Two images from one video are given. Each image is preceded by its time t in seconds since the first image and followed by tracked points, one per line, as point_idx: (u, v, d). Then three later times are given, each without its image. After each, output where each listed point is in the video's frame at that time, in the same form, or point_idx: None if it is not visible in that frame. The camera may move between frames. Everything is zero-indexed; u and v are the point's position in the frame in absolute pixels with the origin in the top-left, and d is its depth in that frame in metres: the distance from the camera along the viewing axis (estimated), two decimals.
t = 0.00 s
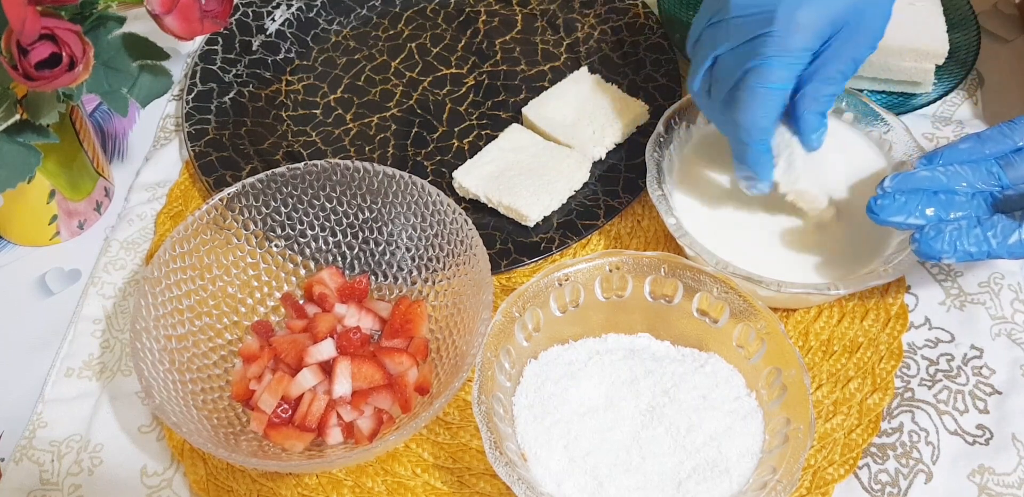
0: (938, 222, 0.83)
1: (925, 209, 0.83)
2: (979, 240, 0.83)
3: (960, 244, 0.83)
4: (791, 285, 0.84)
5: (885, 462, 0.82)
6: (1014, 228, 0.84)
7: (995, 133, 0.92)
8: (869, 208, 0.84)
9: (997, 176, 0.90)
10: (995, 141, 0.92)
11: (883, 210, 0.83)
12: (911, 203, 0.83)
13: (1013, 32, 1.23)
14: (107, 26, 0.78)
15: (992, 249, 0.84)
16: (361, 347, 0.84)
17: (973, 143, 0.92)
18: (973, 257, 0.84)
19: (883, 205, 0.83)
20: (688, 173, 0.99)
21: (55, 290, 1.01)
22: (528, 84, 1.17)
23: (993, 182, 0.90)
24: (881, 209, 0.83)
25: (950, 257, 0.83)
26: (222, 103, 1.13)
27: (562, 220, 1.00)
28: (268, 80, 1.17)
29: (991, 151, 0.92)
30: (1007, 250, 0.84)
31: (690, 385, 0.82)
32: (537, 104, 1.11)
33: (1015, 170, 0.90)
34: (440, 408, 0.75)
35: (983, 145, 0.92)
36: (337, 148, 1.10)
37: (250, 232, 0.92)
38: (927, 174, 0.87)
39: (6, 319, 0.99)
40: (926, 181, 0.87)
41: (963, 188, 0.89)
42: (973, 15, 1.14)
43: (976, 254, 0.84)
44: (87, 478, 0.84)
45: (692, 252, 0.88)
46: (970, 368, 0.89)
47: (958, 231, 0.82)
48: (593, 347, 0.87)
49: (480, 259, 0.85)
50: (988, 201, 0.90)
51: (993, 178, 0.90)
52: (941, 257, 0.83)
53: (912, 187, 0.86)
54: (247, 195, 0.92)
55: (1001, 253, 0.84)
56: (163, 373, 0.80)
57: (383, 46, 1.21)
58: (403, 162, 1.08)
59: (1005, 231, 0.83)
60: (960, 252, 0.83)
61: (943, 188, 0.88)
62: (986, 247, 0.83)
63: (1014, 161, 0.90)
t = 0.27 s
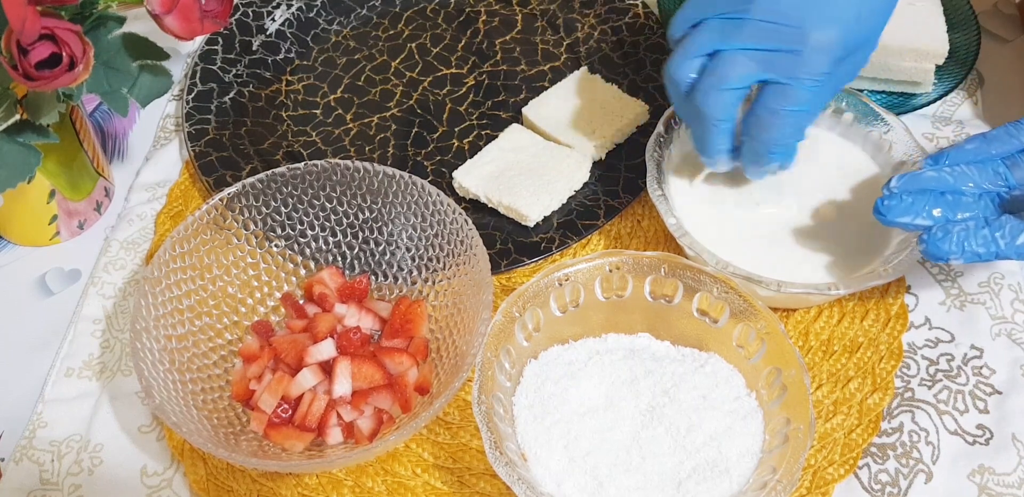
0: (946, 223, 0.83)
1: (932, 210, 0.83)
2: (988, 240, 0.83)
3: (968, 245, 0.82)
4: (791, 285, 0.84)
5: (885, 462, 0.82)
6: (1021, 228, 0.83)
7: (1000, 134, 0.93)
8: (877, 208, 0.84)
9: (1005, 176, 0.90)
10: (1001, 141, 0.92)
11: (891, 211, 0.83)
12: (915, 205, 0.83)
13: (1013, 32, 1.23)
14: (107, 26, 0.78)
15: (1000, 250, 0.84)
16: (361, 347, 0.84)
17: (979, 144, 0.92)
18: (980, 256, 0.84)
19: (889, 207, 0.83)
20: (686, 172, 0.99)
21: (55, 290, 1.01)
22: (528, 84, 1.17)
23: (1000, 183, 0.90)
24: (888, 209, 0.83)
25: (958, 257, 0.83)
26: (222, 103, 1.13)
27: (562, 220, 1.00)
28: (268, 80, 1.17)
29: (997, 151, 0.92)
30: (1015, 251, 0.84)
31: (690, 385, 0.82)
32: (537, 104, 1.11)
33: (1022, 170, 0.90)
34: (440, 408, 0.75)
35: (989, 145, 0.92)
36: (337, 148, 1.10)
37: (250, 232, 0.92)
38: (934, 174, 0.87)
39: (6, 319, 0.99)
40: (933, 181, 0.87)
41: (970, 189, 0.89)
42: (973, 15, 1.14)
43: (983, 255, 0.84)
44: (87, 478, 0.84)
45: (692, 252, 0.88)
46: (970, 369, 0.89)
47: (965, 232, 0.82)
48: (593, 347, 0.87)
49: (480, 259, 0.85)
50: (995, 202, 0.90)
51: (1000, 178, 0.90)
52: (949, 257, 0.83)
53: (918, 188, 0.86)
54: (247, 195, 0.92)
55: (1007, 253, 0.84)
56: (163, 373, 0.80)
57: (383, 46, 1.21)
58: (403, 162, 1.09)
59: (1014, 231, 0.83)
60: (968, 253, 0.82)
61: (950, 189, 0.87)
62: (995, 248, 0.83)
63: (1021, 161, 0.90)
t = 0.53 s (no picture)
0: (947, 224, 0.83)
1: (932, 213, 0.83)
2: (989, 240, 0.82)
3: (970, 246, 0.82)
4: (791, 285, 0.84)
5: (885, 462, 0.82)
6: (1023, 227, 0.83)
7: (1003, 132, 0.92)
8: (877, 214, 0.84)
9: (1007, 175, 0.89)
10: (1004, 140, 0.92)
11: (891, 216, 0.83)
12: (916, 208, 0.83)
13: (1013, 32, 1.23)
14: (107, 27, 0.78)
15: (1003, 249, 0.83)
16: (361, 347, 0.84)
17: (982, 143, 0.92)
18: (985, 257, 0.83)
19: (890, 212, 0.83)
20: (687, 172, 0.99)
21: (55, 290, 1.01)
22: (528, 84, 1.17)
23: (1003, 182, 0.89)
24: (887, 215, 0.83)
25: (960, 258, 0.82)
26: (222, 103, 1.13)
27: (562, 220, 1.00)
28: (268, 80, 1.17)
29: (999, 150, 0.92)
30: (1017, 250, 0.83)
31: (690, 385, 0.82)
32: (537, 104, 1.11)
33: None
34: (440, 408, 0.75)
35: (992, 144, 0.92)
36: (337, 148, 1.10)
37: (250, 232, 0.92)
38: (937, 176, 0.86)
39: (6, 319, 0.99)
40: (934, 182, 0.86)
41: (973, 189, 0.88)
42: (973, 15, 1.14)
43: (985, 255, 0.83)
44: (87, 478, 0.84)
45: (692, 252, 0.88)
46: (970, 368, 0.89)
47: (966, 232, 0.82)
48: (593, 347, 0.87)
49: (480, 259, 0.85)
50: (997, 202, 0.89)
51: (1003, 176, 0.89)
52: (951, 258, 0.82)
53: (922, 190, 0.85)
54: (247, 195, 0.92)
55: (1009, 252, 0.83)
56: (163, 373, 0.80)
57: (383, 46, 1.21)
58: (403, 162, 1.09)
59: (1015, 231, 0.82)
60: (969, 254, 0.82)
61: (953, 190, 0.87)
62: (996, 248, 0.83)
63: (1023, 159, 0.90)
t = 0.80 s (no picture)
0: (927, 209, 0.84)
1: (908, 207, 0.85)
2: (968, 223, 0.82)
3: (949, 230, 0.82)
4: (791, 285, 0.84)
5: (885, 463, 0.82)
6: (1001, 206, 0.83)
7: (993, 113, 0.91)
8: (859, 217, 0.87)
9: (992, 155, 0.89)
10: (993, 120, 0.90)
11: (870, 218, 0.86)
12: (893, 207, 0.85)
13: (1013, 32, 1.23)
14: (107, 26, 0.78)
15: (981, 228, 0.83)
16: (361, 347, 0.84)
17: (972, 124, 0.91)
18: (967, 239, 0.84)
19: (869, 215, 0.86)
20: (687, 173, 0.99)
21: (55, 290, 1.01)
22: (528, 84, 1.17)
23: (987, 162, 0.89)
24: (868, 217, 0.86)
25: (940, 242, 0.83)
26: (222, 103, 1.13)
27: (562, 220, 1.00)
28: (268, 80, 1.17)
29: (988, 130, 0.90)
30: (995, 229, 0.83)
31: (690, 385, 0.82)
32: (537, 104, 1.11)
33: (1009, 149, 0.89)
34: (440, 408, 0.75)
35: (981, 125, 0.91)
36: (337, 148, 1.10)
37: (250, 232, 0.92)
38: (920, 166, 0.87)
39: (6, 319, 0.99)
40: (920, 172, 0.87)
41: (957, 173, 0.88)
42: (973, 15, 1.14)
43: (964, 235, 0.83)
44: (87, 479, 0.84)
45: (692, 252, 0.88)
46: (970, 368, 0.89)
47: (945, 214, 0.82)
48: (593, 347, 0.87)
49: (480, 259, 0.85)
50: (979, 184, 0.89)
51: (988, 157, 0.89)
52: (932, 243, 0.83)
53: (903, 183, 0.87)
54: (247, 195, 0.92)
55: (989, 233, 0.83)
56: (163, 373, 0.80)
57: (383, 46, 1.21)
58: (403, 162, 1.09)
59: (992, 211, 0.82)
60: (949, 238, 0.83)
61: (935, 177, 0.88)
62: (975, 229, 0.83)
63: (1010, 140, 0.89)
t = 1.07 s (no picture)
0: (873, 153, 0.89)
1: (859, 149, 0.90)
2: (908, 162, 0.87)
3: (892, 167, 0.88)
4: (791, 285, 0.84)
5: (885, 463, 0.82)
6: (941, 146, 0.87)
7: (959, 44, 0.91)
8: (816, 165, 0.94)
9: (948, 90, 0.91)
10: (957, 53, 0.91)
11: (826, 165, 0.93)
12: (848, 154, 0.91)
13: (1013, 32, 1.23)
14: (107, 26, 0.78)
15: (921, 169, 0.87)
16: (361, 347, 0.84)
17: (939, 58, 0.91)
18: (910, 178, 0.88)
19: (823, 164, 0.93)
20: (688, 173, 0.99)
21: (55, 291, 1.01)
22: (528, 84, 1.17)
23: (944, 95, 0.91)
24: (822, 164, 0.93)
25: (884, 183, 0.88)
26: (222, 103, 1.13)
27: (562, 220, 1.00)
28: (268, 80, 1.17)
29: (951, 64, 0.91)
30: (936, 169, 0.87)
31: (690, 385, 0.82)
32: (537, 104, 1.11)
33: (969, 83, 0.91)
34: (440, 408, 0.75)
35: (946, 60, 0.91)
36: (337, 148, 1.10)
37: (250, 232, 0.92)
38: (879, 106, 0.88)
39: (6, 319, 0.99)
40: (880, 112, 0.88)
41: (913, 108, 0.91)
42: (973, 15, 1.14)
43: (907, 178, 0.88)
44: (87, 478, 0.84)
45: (692, 252, 0.88)
46: (970, 368, 0.89)
47: (887, 159, 0.87)
48: (593, 347, 0.87)
49: (480, 259, 0.85)
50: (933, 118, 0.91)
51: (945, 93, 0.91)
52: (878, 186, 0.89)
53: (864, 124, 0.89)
54: (247, 195, 0.92)
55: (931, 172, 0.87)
56: (163, 373, 0.80)
57: (383, 46, 1.21)
58: (403, 162, 1.09)
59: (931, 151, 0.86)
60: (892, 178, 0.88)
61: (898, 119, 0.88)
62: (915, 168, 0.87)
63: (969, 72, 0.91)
